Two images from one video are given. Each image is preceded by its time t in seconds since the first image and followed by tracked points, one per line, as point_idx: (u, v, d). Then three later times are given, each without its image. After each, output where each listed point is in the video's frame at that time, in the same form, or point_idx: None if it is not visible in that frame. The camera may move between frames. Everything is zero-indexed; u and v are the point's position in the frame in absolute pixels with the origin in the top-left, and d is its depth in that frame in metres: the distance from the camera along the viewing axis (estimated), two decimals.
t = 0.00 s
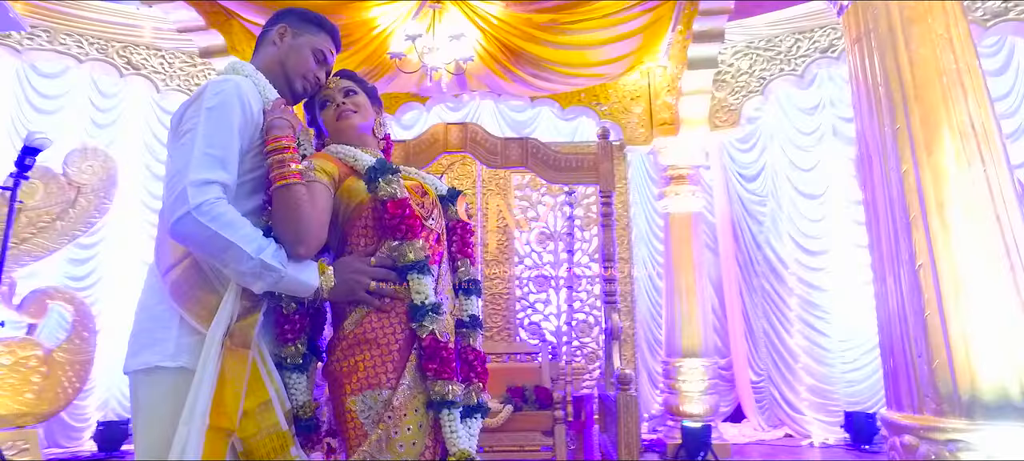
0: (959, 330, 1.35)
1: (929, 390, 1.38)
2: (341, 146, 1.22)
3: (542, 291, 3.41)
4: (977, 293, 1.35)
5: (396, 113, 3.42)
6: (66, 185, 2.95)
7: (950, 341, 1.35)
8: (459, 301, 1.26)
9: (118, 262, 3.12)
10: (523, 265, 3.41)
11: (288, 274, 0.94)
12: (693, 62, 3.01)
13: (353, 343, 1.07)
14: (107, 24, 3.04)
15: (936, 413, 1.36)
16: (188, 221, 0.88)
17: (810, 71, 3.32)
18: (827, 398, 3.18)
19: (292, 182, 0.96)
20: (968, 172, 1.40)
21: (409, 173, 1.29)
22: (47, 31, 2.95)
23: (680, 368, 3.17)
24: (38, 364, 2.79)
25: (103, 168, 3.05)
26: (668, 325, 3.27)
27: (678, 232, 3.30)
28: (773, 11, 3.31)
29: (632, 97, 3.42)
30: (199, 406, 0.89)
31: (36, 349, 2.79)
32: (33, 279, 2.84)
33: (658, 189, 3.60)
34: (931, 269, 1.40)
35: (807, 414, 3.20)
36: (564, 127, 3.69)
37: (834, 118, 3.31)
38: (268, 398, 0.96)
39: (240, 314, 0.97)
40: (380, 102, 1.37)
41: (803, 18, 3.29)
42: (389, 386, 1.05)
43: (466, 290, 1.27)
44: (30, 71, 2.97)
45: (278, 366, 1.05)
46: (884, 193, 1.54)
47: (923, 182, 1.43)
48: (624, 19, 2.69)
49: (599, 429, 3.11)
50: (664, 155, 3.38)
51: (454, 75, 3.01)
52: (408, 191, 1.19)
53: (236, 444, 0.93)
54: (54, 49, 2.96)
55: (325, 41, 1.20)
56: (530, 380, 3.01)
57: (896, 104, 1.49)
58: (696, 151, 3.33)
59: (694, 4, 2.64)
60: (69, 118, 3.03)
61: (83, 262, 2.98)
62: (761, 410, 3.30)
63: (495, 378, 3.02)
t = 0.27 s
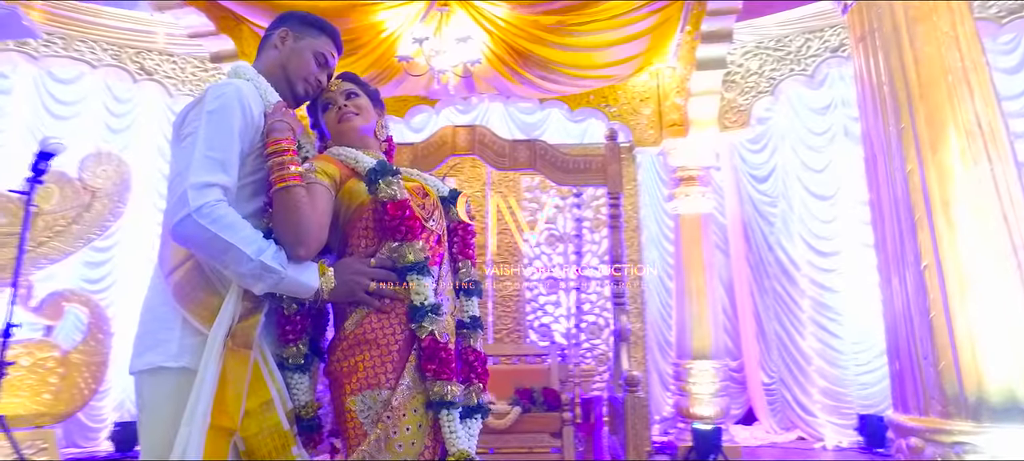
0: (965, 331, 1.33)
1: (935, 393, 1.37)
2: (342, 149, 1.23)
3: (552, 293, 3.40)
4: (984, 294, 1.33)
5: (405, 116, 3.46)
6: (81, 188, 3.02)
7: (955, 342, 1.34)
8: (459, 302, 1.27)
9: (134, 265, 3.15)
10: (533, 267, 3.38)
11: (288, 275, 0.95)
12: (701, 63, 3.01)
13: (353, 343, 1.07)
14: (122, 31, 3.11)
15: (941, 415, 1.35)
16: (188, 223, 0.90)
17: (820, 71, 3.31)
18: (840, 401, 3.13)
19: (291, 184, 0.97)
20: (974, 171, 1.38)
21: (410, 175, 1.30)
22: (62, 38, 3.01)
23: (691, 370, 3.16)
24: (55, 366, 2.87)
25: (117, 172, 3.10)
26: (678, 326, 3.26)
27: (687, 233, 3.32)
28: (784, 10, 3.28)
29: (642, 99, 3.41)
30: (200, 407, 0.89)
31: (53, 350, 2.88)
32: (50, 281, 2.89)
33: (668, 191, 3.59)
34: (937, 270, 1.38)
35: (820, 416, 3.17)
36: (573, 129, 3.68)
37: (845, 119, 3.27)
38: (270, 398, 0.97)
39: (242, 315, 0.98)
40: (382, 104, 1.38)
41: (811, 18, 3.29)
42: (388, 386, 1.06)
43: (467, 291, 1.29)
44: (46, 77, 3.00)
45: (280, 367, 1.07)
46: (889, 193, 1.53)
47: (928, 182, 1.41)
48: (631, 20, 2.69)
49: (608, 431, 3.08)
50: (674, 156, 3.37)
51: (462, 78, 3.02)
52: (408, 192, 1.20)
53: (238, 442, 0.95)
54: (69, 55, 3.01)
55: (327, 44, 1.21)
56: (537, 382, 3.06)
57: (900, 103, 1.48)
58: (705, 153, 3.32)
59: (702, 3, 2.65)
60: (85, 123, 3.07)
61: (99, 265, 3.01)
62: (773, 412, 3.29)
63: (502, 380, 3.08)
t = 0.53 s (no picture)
0: (976, 331, 1.31)
1: (946, 394, 1.35)
2: (347, 151, 1.24)
3: (565, 295, 3.40)
4: (995, 294, 1.31)
5: (418, 119, 3.50)
6: (100, 193, 3.07)
7: (965, 343, 1.32)
8: (464, 303, 1.29)
9: (152, 267, 3.19)
10: (546, 269, 3.40)
11: (293, 276, 0.96)
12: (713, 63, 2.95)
13: (357, 343, 1.09)
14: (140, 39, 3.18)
15: (953, 417, 1.33)
16: (193, 225, 0.91)
17: (834, 70, 3.25)
18: (857, 404, 3.09)
19: (295, 185, 0.98)
20: (985, 170, 1.36)
21: (414, 176, 1.32)
22: (81, 46, 3.08)
23: (704, 372, 3.13)
24: (76, 367, 2.93)
25: (135, 177, 3.14)
26: (692, 329, 3.24)
27: (702, 235, 3.28)
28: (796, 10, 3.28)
29: (654, 100, 3.45)
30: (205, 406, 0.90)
31: (75, 352, 2.93)
32: (71, 284, 2.97)
33: (681, 192, 3.57)
34: (946, 269, 1.36)
35: (837, 419, 3.12)
36: (586, 130, 3.67)
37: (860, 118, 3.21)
38: (275, 397, 0.98)
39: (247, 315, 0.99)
40: (388, 106, 1.39)
41: (824, 17, 3.25)
42: (391, 385, 1.08)
43: (471, 291, 1.30)
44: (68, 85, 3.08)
45: (285, 366, 1.08)
46: (898, 192, 1.51)
47: (937, 181, 1.39)
48: (641, 21, 2.68)
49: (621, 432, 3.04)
50: (687, 157, 3.33)
51: (472, 80, 3.03)
52: (411, 193, 1.21)
53: (244, 440, 0.96)
54: (88, 63, 3.07)
55: (332, 48, 1.23)
56: (549, 384, 3.05)
57: (909, 101, 1.46)
58: (719, 154, 3.27)
59: (712, 4, 2.62)
60: (105, 129, 3.13)
61: (118, 268, 3.07)
62: (789, 415, 3.25)
63: (514, 381, 3.08)
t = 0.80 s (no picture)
0: (988, 331, 1.29)
1: (957, 395, 1.33)
2: (354, 153, 1.25)
3: (577, 297, 3.40)
4: (1007, 293, 1.29)
5: (430, 121, 3.50)
6: (117, 197, 3.12)
7: (977, 344, 1.30)
8: (469, 303, 1.30)
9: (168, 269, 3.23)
10: (558, 271, 3.38)
11: (298, 276, 0.97)
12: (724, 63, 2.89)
13: (362, 343, 1.10)
14: (155, 44, 3.21)
15: (964, 418, 1.31)
16: (201, 226, 0.93)
17: (848, 69, 3.19)
18: (874, 406, 3.02)
19: (301, 187, 0.99)
20: (997, 168, 1.34)
21: (420, 177, 1.32)
22: (99, 53, 3.13)
23: (718, 374, 3.11)
24: (95, 368, 2.97)
25: (151, 181, 3.20)
26: (705, 332, 3.23)
27: (715, 236, 3.29)
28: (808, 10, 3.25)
29: (666, 100, 3.37)
30: (213, 404, 0.91)
31: (94, 353, 2.98)
32: (91, 287, 3.02)
33: (693, 193, 3.56)
34: (957, 268, 1.35)
35: (853, 422, 3.08)
36: (598, 132, 3.68)
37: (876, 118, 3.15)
38: (282, 396, 1.00)
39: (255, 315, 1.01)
40: (394, 108, 1.40)
41: (838, 15, 3.21)
42: (395, 384, 1.09)
43: (477, 292, 1.31)
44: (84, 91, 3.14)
45: (292, 366, 1.09)
46: (908, 191, 1.50)
47: (946, 179, 1.38)
48: (653, 21, 2.68)
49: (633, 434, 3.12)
50: (698, 159, 3.35)
51: (482, 83, 3.05)
52: (416, 194, 1.22)
53: (251, 438, 0.97)
54: (105, 69, 3.12)
55: (338, 50, 1.25)
56: (561, 385, 2.98)
57: (918, 100, 1.45)
58: (731, 155, 3.29)
59: (723, 4, 2.59)
60: (121, 134, 3.20)
61: (135, 271, 3.12)
62: (804, 417, 3.25)
63: (526, 382, 3.01)
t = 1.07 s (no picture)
0: (997, 329, 1.29)
1: (966, 397, 1.32)
2: (359, 155, 1.26)
3: (588, 299, 3.40)
4: (1014, 292, 1.30)
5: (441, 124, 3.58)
6: (133, 201, 3.16)
7: (987, 344, 1.30)
8: (474, 305, 1.30)
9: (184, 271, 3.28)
10: (570, 273, 3.39)
11: (304, 278, 0.98)
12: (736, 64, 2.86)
13: (367, 343, 1.11)
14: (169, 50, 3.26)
15: (973, 420, 1.30)
16: (208, 229, 0.94)
17: (861, 68, 3.15)
18: (890, 409, 2.99)
19: (306, 189, 1.00)
20: (1007, 167, 1.34)
21: (426, 179, 1.33)
22: (115, 59, 3.20)
23: (731, 376, 3.09)
24: (113, 369, 3.01)
25: (167, 185, 3.25)
26: (717, 333, 3.21)
27: (727, 237, 3.26)
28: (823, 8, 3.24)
29: (676, 102, 3.42)
30: (219, 404, 0.92)
31: (111, 354, 3.02)
32: (109, 289, 3.08)
33: (705, 194, 3.55)
34: (966, 268, 1.34)
35: (868, 425, 3.03)
36: (610, 133, 3.63)
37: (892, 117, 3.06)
38: (289, 396, 1.01)
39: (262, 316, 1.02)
40: (400, 111, 1.42)
41: (851, 14, 3.18)
42: (400, 384, 1.10)
43: (481, 294, 1.30)
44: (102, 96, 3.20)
45: (298, 366, 1.09)
46: (915, 190, 1.48)
47: (955, 177, 1.37)
48: (662, 22, 2.67)
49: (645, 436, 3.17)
50: (711, 159, 3.33)
51: (493, 86, 3.11)
52: (421, 195, 1.22)
53: (258, 437, 0.98)
54: (121, 75, 3.18)
55: (344, 54, 1.26)
56: (571, 386, 2.97)
57: (926, 98, 1.44)
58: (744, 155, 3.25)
59: (733, 3, 2.55)
60: (137, 138, 3.24)
61: (151, 274, 3.17)
62: (818, 420, 3.21)
63: (536, 384, 3.01)
